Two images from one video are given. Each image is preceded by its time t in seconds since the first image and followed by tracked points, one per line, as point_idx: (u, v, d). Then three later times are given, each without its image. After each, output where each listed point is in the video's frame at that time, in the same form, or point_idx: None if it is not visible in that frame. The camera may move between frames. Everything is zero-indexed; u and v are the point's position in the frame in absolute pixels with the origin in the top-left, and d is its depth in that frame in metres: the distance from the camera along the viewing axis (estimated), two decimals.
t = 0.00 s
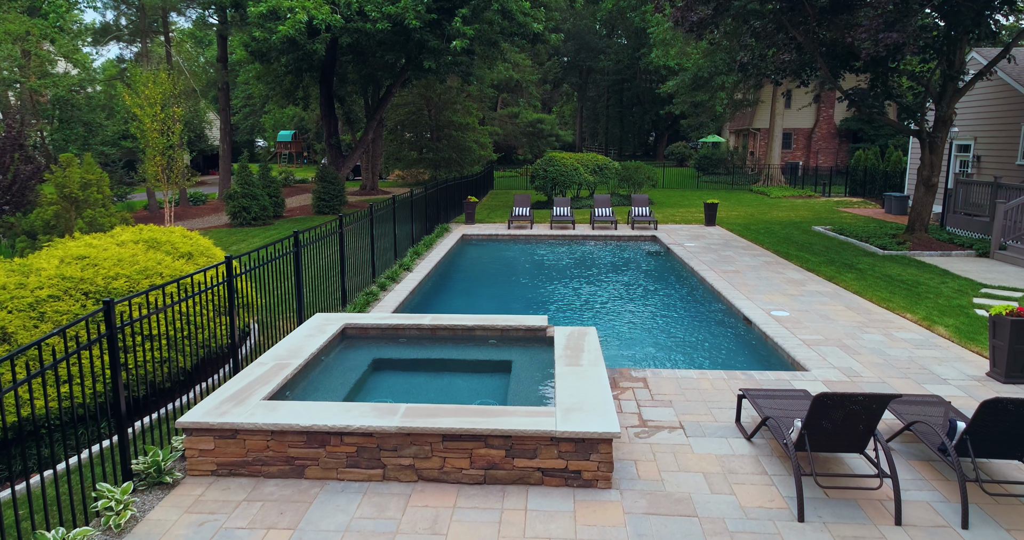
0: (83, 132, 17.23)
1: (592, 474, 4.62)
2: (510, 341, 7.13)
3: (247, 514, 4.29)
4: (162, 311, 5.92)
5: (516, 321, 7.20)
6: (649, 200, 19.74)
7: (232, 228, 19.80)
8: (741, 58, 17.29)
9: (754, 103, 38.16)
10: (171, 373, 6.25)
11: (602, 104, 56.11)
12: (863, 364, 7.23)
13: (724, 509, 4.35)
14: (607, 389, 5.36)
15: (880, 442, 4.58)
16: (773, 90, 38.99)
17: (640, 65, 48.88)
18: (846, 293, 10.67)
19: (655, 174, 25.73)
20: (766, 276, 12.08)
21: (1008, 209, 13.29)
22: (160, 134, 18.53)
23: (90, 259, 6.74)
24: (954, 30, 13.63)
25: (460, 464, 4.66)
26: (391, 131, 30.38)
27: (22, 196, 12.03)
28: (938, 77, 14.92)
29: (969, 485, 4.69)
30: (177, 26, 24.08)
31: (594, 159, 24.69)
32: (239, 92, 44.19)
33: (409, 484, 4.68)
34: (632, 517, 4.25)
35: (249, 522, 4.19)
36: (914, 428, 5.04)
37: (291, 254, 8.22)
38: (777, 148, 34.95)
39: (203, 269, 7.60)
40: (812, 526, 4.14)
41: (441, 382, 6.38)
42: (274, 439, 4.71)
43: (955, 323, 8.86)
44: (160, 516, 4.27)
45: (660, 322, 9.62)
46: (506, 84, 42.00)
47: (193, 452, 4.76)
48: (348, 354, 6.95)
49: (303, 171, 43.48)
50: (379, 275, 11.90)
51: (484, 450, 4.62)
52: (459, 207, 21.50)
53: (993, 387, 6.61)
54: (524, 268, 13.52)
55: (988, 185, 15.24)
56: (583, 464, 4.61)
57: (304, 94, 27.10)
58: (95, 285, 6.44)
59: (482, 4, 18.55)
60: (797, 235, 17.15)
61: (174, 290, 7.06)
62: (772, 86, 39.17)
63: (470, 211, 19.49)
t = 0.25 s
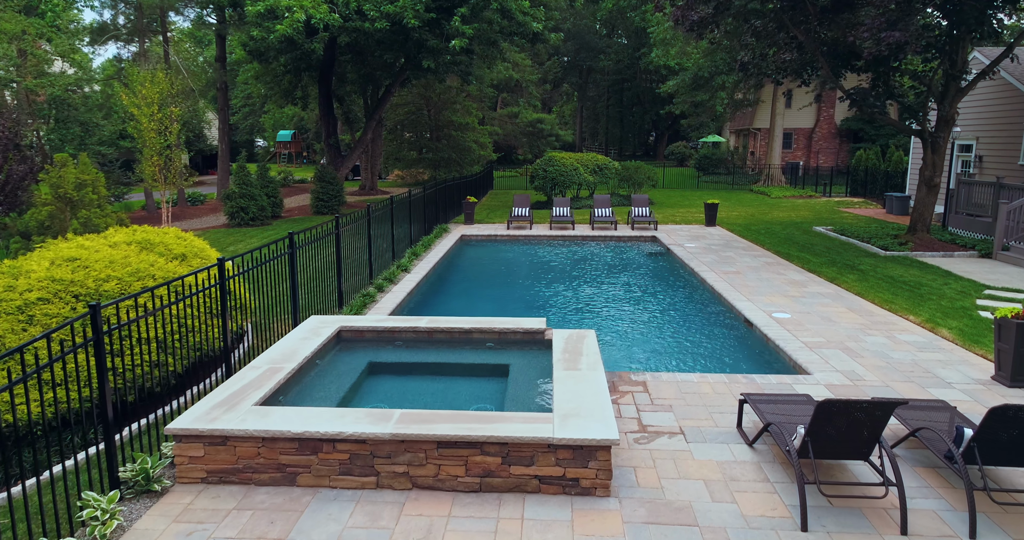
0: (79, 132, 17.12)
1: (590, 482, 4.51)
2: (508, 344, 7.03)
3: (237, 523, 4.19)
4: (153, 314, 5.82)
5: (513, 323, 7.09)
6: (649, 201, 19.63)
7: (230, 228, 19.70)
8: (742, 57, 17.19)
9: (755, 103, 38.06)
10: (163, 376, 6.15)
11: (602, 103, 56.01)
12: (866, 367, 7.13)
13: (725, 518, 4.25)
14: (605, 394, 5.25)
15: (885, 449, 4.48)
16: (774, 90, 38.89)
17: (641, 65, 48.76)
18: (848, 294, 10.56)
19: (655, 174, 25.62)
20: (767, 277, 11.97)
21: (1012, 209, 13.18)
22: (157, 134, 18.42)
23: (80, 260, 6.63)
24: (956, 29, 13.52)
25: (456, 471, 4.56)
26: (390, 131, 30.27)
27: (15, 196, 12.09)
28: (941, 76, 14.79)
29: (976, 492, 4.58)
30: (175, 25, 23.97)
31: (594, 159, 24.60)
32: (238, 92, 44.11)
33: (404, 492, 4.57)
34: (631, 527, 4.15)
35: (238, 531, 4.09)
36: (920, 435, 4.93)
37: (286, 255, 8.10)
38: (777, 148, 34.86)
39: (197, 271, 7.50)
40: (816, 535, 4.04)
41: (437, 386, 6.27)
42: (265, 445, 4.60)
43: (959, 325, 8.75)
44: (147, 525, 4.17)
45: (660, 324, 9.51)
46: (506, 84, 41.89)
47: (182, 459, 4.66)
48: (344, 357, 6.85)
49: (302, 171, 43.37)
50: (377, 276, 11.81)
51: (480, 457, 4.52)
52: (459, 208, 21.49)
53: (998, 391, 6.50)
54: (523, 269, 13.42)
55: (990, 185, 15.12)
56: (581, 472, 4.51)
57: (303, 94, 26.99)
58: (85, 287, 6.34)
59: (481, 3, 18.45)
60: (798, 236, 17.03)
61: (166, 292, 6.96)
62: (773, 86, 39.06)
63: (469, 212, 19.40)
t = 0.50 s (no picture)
0: (76, 132, 17.01)
1: (588, 491, 4.39)
2: (505, 348, 6.91)
3: (224, 534, 4.06)
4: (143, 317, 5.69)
5: (511, 326, 6.97)
6: (649, 201, 19.51)
7: (228, 228, 19.59)
8: (743, 57, 17.08)
9: (755, 103, 37.94)
10: (154, 381, 6.03)
11: (602, 103, 55.90)
12: (870, 371, 7.01)
13: (728, 528, 4.13)
14: (604, 400, 5.13)
15: (892, 458, 4.35)
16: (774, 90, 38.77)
17: (641, 64, 48.65)
18: (851, 296, 10.44)
19: (655, 174, 25.50)
20: (769, 278, 11.84)
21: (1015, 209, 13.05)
22: (153, 134, 18.30)
23: (70, 263, 6.51)
24: (959, 28, 13.39)
25: (451, 480, 4.44)
26: (390, 131, 30.17)
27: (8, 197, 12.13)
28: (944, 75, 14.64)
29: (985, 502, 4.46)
30: (173, 25, 23.87)
31: (594, 159, 24.50)
32: (238, 92, 44.02)
33: (397, 502, 4.45)
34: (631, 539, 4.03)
35: None
36: (926, 442, 4.81)
37: (280, 257, 7.96)
38: (778, 147, 34.75)
39: (190, 273, 7.38)
40: None
41: (433, 392, 6.15)
42: (255, 453, 4.48)
43: (964, 327, 8.62)
44: (132, 536, 4.05)
45: (660, 326, 9.39)
46: (506, 83, 41.77)
47: (170, 468, 4.54)
48: (338, 361, 6.72)
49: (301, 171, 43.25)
50: (374, 277, 11.69)
51: (475, 465, 4.40)
52: (459, 208, 21.40)
53: (1006, 395, 6.37)
54: (522, 271, 13.29)
55: (993, 185, 15.00)
56: (579, 481, 4.39)
57: (302, 94, 26.89)
58: (75, 290, 6.21)
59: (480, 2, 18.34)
60: (800, 236, 16.91)
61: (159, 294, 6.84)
62: (774, 85, 38.95)
63: (469, 212, 19.28)
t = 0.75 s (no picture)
0: (71, 132, 16.86)
1: (587, 502, 4.26)
2: (503, 352, 6.78)
3: None
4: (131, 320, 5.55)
5: (508, 330, 6.84)
6: (650, 201, 19.38)
7: (225, 229, 19.47)
8: (744, 56, 16.96)
9: (756, 102, 37.81)
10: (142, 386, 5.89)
11: (603, 103, 55.75)
12: (875, 376, 6.87)
13: None
14: (603, 408, 4.99)
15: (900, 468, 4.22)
16: (775, 90, 38.64)
17: (641, 64, 48.54)
18: (853, 298, 10.30)
19: (655, 174, 25.38)
20: (770, 280, 11.70)
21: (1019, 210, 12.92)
22: (150, 133, 18.17)
23: (58, 265, 6.37)
24: (963, 27, 13.24)
25: (444, 491, 4.31)
26: (389, 131, 30.06)
27: None
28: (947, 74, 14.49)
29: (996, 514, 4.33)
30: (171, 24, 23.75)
31: (593, 159, 24.37)
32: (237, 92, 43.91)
33: (389, 513, 4.32)
34: None
35: None
36: (934, 451, 4.68)
37: (274, 259, 7.82)
38: (779, 147, 34.61)
39: (181, 276, 7.24)
40: None
41: (428, 398, 6.01)
42: (243, 463, 4.35)
43: (969, 330, 8.48)
44: None
45: (660, 329, 9.25)
46: (506, 83, 41.64)
47: (155, 478, 4.41)
48: (332, 366, 6.59)
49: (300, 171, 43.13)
50: (371, 279, 11.54)
51: (470, 475, 4.26)
52: (457, 208, 21.29)
53: (1014, 401, 6.24)
54: (521, 272, 13.14)
55: (997, 185, 14.85)
56: (577, 491, 4.25)
57: (300, 93, 26.76)
58: (62, 293, 6.08)
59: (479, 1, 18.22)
60: (801, 237, 16.77)
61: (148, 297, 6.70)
62: (774, 85, 38.82)
63: (468, 213, 19.16)
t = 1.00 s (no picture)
0: (67, 132, 16.72)
1: (585, 515, 4.11)
2: (500, 357, 6.63)
3: None
4: (117, 326, 5.40)
5: (506, 334, 6.69)
6: (650, 202, 19.23)
7: (222, 230, 19.31)
8: (745, 55, 16.80)
9: (757, 102, 37.66)
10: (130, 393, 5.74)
11: (603, 103, 55.60)
12: (880, 381, 6.72)
13: None
14: (602, 416, 4.84)
15: (910, 479, 4.07)
16: (776, 89, 38.51)
17: (641, 64, 48.39)
18: (857, 300, 10.16)
19: (656, 175, 25.24)
20: (772, 281, 11.55)
21: None
22: (146, 133, 18.01)
23: (45, 269, 6.23)
24: (967, 25, 13.08)
25: (438, 503, 4.16)
26: (389, 131, 29.91)
27: None
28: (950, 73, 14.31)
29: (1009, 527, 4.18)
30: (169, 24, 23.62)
31: (593, 159, 24.22)
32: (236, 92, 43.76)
33: (381, 526, 4.17)
34: None
35: None
36: (944, 461, 4.53)
37: (267, 262, 7.66)
38: (780, 147, 34.46)
39: (172, 278, 7.09)
40: None
41: (423, 404, 5.86)
42: (230, 474, 4.21)
43: (975, 334, 8.34)
44: None
45: (661, 333, 9.10)
46: (506, 83, 41.50)
47: (139, 489, 4.26)
48: (326, 371, 6.45)
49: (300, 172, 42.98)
50: (368, 280, 11.39)
51: (464, 487, 4.12)
52: (456, 208, 21.18)
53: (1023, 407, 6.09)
54: (520, 274, 12.99)
55: (1000, 186, 14.69)
56: (575, 503, 4.11)
57: (299, 93, 26.61)
58: (48, 297, 5.92)
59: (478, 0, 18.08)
60: (803, 238, 16.63)
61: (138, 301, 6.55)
62: (775, 85, 38.68)
63: (467, 213, 19.02)
